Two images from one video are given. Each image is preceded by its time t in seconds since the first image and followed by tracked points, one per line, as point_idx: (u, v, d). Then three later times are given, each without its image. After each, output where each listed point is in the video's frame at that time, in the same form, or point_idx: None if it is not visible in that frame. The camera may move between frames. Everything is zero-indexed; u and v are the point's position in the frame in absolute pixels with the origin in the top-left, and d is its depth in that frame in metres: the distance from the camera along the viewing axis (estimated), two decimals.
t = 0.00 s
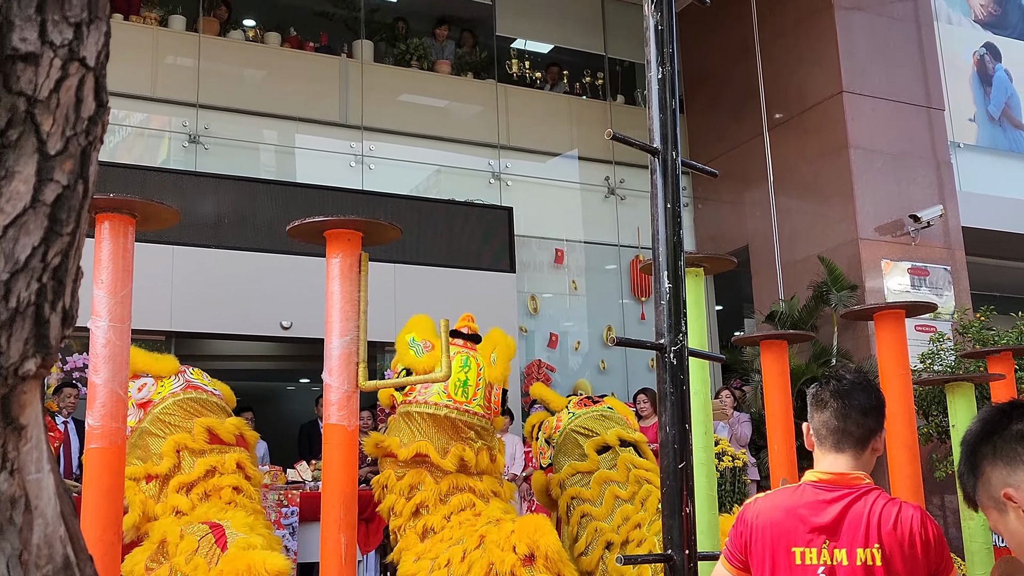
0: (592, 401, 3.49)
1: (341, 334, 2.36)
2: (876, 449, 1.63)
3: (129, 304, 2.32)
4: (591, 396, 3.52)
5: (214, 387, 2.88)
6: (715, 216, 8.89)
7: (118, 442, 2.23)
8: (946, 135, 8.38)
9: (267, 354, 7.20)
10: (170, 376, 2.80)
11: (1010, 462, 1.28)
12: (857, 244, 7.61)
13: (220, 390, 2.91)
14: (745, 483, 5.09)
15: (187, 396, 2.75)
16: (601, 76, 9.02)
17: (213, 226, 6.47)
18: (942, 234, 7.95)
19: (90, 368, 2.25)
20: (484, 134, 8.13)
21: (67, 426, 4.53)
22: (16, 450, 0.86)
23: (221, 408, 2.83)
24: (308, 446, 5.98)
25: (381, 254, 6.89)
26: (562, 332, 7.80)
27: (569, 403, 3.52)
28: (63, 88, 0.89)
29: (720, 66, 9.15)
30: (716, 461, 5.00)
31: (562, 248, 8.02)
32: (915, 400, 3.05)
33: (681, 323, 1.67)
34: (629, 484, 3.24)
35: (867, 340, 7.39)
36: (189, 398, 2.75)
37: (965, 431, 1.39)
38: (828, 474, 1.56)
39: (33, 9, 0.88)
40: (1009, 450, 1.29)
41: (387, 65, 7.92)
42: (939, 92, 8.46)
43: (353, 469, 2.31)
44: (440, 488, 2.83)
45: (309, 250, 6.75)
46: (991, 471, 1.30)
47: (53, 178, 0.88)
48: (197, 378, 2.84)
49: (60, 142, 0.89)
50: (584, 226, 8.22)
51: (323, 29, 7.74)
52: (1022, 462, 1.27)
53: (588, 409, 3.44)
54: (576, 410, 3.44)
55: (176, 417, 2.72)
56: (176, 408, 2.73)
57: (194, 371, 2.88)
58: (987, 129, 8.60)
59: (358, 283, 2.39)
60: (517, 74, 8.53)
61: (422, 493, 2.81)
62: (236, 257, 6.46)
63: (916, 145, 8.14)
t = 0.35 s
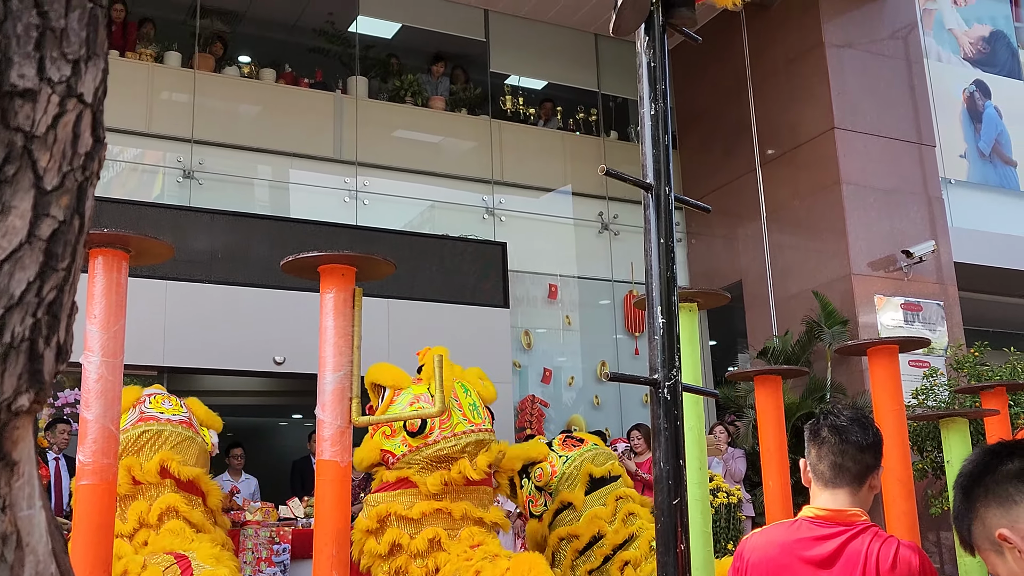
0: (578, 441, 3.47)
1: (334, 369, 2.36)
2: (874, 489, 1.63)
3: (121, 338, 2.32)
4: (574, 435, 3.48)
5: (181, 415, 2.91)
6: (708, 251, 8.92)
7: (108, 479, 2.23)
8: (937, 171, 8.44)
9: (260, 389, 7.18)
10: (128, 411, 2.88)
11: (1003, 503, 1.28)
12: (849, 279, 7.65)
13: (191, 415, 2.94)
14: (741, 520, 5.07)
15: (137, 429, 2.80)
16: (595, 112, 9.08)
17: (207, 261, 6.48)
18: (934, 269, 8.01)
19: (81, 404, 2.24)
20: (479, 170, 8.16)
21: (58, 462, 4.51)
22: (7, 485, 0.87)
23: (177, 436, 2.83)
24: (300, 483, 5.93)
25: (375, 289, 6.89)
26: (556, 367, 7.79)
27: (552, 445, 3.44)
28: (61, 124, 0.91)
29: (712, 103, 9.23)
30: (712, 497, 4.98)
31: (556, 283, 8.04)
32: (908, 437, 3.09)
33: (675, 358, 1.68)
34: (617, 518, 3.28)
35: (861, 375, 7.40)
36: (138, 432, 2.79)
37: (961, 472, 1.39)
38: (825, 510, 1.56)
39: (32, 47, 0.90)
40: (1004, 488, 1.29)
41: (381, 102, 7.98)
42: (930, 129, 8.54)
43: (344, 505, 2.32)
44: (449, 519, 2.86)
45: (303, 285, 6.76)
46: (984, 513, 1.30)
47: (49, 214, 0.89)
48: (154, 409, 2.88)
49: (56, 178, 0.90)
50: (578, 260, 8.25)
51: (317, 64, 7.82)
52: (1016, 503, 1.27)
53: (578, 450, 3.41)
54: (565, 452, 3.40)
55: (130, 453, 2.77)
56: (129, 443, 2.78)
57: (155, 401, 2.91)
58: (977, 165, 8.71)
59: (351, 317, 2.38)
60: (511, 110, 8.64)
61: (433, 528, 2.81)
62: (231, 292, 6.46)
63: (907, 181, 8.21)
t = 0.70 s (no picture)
0: (562, 477, 3.47)
1: (326, 410, 2.47)
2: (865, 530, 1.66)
3: (112, 378, 2.36)
4: (559, 471, 3.49)
5: (193, 456, 2.90)
6: (700, 290, 8.94)
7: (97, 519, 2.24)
8: (926, 211, 8.53)
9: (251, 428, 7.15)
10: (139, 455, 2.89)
11: (996, 552, 1.29)
12: (840, 319, 7.68)
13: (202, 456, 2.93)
14: (734, 561, 5.05)
15: (146, 470, 2.80)
16: (586, 152, 9.15)
17: (197, 299, 6.43)
18: (924, 309, 8.06)
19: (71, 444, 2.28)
20: (470, 209, 8.20)
21: (48, 503, 4.48)
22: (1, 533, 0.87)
23: (186, 475, 2.81)
24: (289, 524, 5.88)
25: (367, 328, 6.89)
26: (548, 407, 7.77)
27: (537, 482, 3.48)
28: (59, 172, 0.93)
29: (702, 142, 9.29)
30: (706, 538, 4.96)
31: (548, 322, 8.05)
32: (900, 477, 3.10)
33: (666, 400, 1.69)
34: (592, 556, 3.23)
35: (853, 416, 7.40)
36: (150, 474, 2.78)
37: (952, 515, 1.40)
38: (818, 552, 1.55)
39: (32, 97, 0.92)
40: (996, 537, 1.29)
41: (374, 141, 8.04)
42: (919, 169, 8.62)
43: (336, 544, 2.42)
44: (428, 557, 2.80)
45: (295, 324, 6.75)
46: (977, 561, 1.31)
47: (46, 261, 0.90)
48: (163, 450, 2.86)
49: (54, 226, 0.92)
50: (570, 299, 8.26)
51: (310, 104, 7.88)
52: (1009, 554, 1.28)
53: (561, 485, 3.41)
54: (549, 487, 3.41)
55: (139, 493, 2.75)
56: (139, 485, 2.76)
57: (164, 443, 2.89)
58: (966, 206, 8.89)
59: (342, 358, 2.51)
60: (503, 150, 8.68)
61: (415, 562, 2.77)
62: (222, 331, 6.44)
63: (897, 221, 8.28)
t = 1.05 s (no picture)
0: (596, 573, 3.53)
1: (318, 455, 2.66)
2: None
3: (102, 422, 2.47)
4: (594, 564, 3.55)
5: (178, 498, 3.01)
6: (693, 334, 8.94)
7: (84, 564, 2.35)
8: (917, 256, 8.59)
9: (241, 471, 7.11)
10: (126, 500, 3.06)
11: None
12: (833, 362, 7.69)
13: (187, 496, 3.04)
14: None
15: (128, 516, 2.93)
16: (579, 196, 9.19)
17: (189, 342, 6.34)
18: (917, 352, 8.09)
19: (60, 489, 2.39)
20: (463, 253, 8.22)
21: (37, 548, 4.44)
22: None
23: (169, 520, 2.92)
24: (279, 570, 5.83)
25: (359, 371, 6.86)
26: (540, 450, 7.73)
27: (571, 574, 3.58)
28: (58, 222, 0.94)
29: (694, 186, 9.34)
30: None
31: (540, 364, 8.05)
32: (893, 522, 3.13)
33: (659, 445, 1.69)
34: None
35: (847, 460, 7.37)
36: (132, 521, 2.91)
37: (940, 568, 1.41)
38: None
39: (32, 147, 0.94)
40: None
41: (368, 184, 8.10)
42: (910, 214, 8.68)
43: None
44: None
45: (288, 368, 6.73)
46: None
47: (43, 310, 0.92)
48: (149, 495, 2.98)
49: (51, 276, 0.93)
50: (562, 342, 8.26)
51: (304, 147, 7.95)
52: None
53: None
54: None
55: (126, 541, 2.90)
56: (122, 532, 2.91)
57: (150, 488, 3.01)
58: (956, 250, 8.94)
59: (333, 404, 2.69)
60: (496, 193, 8.74)
61: None
62: (213, 375, 6.37)
63: (888, 265, 8.34)
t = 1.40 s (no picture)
0: None
1: (310, 503, 2.67)
2: None
3: (93, 470, 2.50)
4: None
5: (138, 546, 2.99)
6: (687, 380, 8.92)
7: None
8: (911, 303, 8.61)
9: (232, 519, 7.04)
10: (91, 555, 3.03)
11: None
12: (828, 410, 7.67)
13: (148, 543, 3.01)
14: None
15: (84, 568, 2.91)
16: (573, 242, 9.21)
17: (182, 389, 6.31)
18: (911, 400, 8.07)
19: (49, 538, 2.37)
20: (457, 299, 8.22)
21: None
22: None
23: (117, 567, 2.87)
24: None
25: (353, 417, 6.82)
26: (533, 498, 7.64)
27: None
28: (58, 270, 0.95)
29: (687, 234, 9.39)
30: None
31: (534, 411, 7.99)
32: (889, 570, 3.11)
33: (655, 493, 1.68)
34: None
35: (843, 508, 7.33)
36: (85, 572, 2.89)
37: None
38: None
39: (34, 197, 0.95)
40: None
41: (362, 231, 8.12)
42: (903, 262, 8.72)
43: None
44: None
45: (281, 414, 6.69)
46: None
47: (42, 358, 0.92)
48: (107, 546, 2.97)
49: (51, 323, 0.94)
50: (556, 389, 8.22)
51: (299, 193, 7.97)
52: None
53: None
54: None
55: None
56: None
57: (110, 538, 3.01)
58: (949, 297, 8.98)
59: (326, 449, 2.72)
60: (490, 240, 8.77)
61: None
62: (205, 422, 6.34)
63: (882, 312, 8.36)
